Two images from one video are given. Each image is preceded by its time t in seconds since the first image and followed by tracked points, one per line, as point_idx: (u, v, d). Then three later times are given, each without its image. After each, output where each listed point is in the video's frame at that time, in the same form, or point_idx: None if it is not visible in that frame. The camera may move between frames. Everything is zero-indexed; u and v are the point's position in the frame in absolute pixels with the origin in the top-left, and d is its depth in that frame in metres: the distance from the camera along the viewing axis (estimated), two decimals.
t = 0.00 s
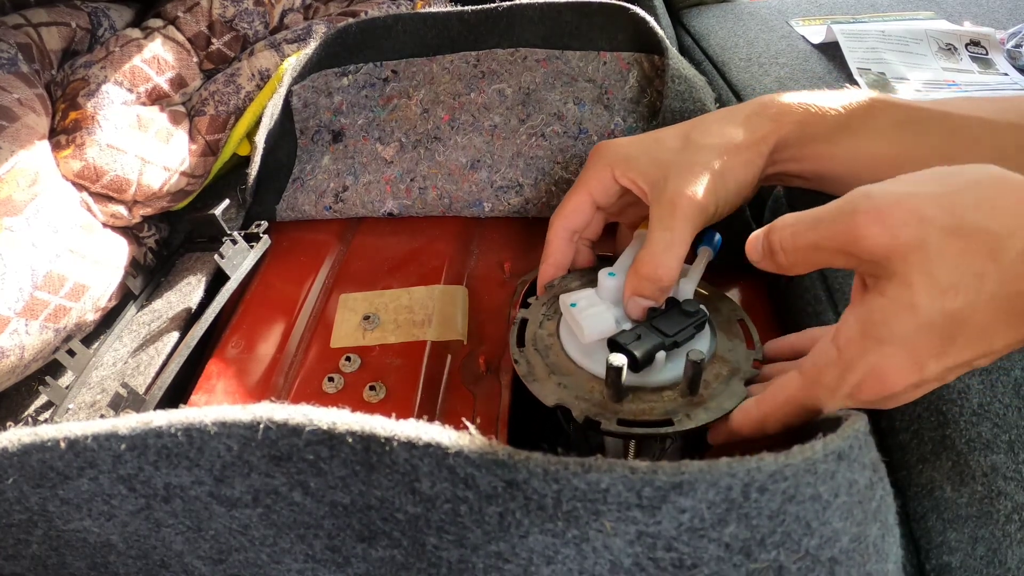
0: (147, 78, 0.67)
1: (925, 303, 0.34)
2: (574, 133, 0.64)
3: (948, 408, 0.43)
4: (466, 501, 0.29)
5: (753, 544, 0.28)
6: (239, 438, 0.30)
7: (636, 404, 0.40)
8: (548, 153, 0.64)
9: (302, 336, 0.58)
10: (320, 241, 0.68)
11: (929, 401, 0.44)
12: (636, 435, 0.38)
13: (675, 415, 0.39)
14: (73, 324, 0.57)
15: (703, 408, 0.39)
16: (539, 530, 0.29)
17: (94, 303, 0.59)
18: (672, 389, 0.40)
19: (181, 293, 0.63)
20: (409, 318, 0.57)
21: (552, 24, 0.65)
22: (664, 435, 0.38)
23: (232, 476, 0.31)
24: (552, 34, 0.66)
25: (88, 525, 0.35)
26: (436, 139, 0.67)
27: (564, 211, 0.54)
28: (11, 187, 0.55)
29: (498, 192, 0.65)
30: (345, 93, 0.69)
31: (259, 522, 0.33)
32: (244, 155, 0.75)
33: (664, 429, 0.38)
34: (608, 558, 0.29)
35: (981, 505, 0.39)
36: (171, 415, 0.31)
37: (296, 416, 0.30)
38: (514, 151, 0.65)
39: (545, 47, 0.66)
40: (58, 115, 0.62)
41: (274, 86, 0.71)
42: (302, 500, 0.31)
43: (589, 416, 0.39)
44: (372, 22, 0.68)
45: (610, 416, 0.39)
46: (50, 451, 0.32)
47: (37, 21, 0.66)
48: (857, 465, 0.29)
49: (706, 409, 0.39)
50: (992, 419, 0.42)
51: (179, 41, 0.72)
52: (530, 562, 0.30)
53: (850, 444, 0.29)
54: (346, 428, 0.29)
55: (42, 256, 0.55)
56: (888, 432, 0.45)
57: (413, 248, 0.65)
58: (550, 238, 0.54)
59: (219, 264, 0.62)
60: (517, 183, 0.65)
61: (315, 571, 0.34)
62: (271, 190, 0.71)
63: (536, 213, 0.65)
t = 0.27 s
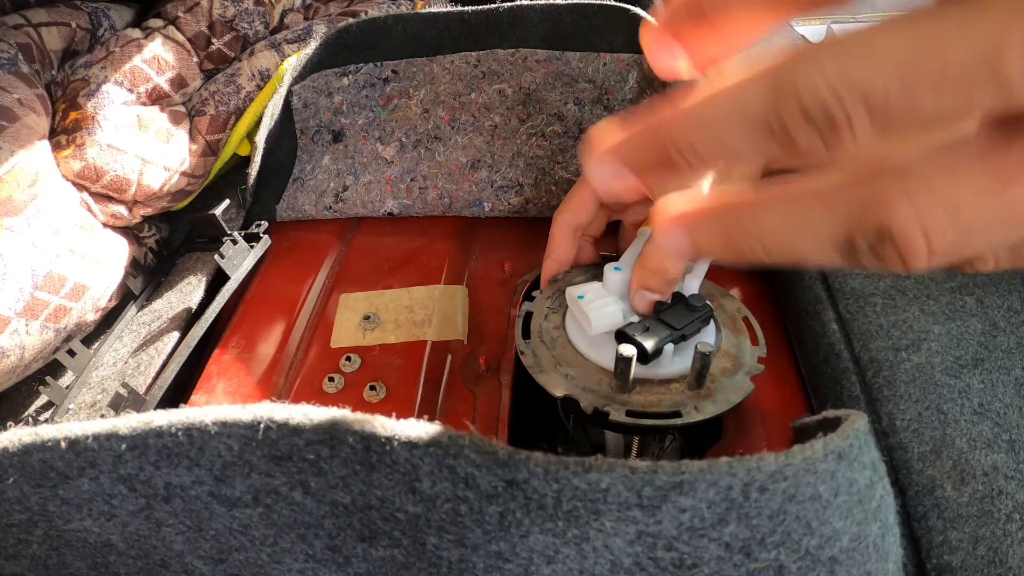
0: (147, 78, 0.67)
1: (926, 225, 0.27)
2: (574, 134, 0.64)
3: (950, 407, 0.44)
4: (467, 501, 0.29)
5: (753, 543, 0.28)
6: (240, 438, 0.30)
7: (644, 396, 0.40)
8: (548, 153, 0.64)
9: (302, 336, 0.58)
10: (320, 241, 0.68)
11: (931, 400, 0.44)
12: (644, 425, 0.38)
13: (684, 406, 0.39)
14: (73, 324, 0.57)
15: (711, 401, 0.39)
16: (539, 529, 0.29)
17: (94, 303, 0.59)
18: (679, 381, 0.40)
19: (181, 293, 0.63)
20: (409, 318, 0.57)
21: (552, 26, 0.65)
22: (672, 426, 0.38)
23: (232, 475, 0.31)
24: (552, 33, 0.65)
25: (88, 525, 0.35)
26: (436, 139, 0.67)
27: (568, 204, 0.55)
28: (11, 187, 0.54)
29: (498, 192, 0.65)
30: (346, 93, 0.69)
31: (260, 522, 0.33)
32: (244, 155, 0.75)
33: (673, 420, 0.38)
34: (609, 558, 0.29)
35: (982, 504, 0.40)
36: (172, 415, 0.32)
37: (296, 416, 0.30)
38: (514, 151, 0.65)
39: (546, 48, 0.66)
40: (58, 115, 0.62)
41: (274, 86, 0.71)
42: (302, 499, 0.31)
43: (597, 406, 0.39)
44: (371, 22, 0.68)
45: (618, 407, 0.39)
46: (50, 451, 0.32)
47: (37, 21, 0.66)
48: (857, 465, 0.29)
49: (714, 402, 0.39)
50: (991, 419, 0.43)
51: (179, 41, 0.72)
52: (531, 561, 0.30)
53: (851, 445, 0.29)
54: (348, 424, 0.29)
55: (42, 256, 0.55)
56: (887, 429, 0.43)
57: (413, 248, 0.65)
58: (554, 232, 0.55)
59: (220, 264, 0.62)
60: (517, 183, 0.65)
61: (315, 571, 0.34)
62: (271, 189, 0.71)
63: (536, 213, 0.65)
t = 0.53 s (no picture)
0: (143, 79, 0.67)
1: (839, 198, 0.18)
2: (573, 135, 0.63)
3: (953, 411, 0.41)
4: (465, 490, 0.29)
5: (744, 547, 0.27)
6: (249, 427, 0.30)
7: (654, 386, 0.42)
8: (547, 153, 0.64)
9: (300, 337, 0.58)
10: (318, 241, 0.67)
11: (936, 403, 0.41)
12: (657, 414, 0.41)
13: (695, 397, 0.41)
14: (69, 327, 0.57)
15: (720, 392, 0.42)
16: (534, 521, 0.28)
17: (89, 306, 0.58)
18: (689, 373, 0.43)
19: (177, 295, 0.63)
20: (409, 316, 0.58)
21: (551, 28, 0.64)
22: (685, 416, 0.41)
23: (239, 467, 0.31)
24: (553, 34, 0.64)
25: (90, 523, 0.35)
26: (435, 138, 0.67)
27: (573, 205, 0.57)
28: (5, 189, 0.54)
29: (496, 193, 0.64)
30: (343, 93, 0.69)
31: (264, 516, 0.32)
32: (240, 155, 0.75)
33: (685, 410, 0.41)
34: (601, 553, 0.28)
35: (986, 511, 0.39)
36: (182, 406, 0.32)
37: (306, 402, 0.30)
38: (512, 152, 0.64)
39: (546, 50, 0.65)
40: (53, 116, 0.61)
41: (270, 87, 0.71)
42: (306, 491, 0.31)
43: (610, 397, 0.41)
44: (368, 22, 0.66)
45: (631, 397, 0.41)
46: (60, 444, 0.32)
47: (32, 21, 0.66)
48: (857, 473, 0.27)
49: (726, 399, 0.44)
50: (995, 423, 0.42)
51: (175, 41, 0.72)
52: (528, 556, 0.30)
53: (850, 452, 0.27)
54: (354, 410, 0.30)
55: (36, 258, 0.54)
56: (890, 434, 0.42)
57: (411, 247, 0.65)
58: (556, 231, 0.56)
59: (215, 266, 0.62)
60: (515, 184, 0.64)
61: (316, 568, 0.33)
62: (268, 188, 0.70)
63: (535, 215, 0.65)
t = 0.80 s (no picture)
0: (146, 78, 0.67)
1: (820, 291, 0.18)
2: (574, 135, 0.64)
3: (950, 407, 0.43)
4: (465, 493, 0.29)
5: (746, 541, 0.28)
6: (246, 428, 0.30)
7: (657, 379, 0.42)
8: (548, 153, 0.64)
9: (302, 336, 0.59)
10: (320, 241, 0.68)
11: (932, 399, 0.43)
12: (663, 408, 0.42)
13: (700, 393, 0.43)
14: (73, 324, 0.57)
15: (725, 387, 0.43)
16: (535, 522, 0.28)
17: (94, 303, 0.59)
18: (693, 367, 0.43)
19: (180, 293, 0.63)
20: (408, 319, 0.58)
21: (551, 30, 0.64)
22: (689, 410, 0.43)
23: (237, 467, 0.31)
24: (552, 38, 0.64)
25: (92, 519, 0.35)
26: (436, 139, 0.67)
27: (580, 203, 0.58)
28: (10, 188, 0.54)
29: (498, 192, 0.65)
30: (346, 93, 0.69)
31: (263, 515, 0.33)
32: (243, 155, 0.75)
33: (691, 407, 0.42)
34: (604, 552, 0.29)
35: (982, 505, 0.40)
36: (181, 404, 0.32)
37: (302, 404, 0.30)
38: (513, 151, 0.65)
39: (546, 51, 0.65)
40: (57, 115, 0.62)
41: (273, 87, 0.71)
42: (305, 492, 0.31)
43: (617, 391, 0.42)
44: (370, 22, 0.67)
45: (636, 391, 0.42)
46: (60, 440, 0.33)
47: (37, 21, 0.66)
48: (855, 466, 0.28)
49: (726, 388, 0.43)
50: (991, 419, 0.42)
51: (179, 41, 0.72)
52: (528, 554, 0.30)
53: (849, 446, 0.28)
54: (349, 413, 0.29)
55: (40, 257, 0.55)
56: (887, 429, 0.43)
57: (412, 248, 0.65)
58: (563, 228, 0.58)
59: (219, 264, 0.63)
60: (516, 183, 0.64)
61: (317, 566, 0.34)
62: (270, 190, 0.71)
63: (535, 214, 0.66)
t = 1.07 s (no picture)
0: (146, 78, 0.67)
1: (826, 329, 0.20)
2: (574, 134, 0.63)
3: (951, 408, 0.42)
4: (466, 493, 0.29)
5: (748, 542, 0.28)
6: (247, 428, 0.30)
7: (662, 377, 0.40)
8: (548, 153, 0.64)
9: (302, 336, 0.59)
10: (320, 241, 0.68)
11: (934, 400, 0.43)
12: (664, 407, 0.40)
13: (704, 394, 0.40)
14: (73, 324, 0.57)
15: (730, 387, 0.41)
16: (536, 522, 0.29)
17: (94, 303, 0.59)
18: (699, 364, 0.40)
19: (180, 293, 0.63)
20: (408, 319, 0.58)
21: (553, 29, 0.65)
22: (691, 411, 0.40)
23: (238, 467, 0.31)
24: (553, 41, 0.65)
25: (93, 519, 0.35)
26: (436, 138, 0.66)
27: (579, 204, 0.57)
28: (11, 187, 0.54)
29: (498, 192, 0.65)
30: (345, 93, 0.69)
31: (264, 515, 0.33)
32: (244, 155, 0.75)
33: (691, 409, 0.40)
34: (604, 552, 0.29)
35: (983, 505, 0.40)
36: (182, 405, 0.32)
37: (302, 406, 0.30)
38: (513, 151, 0.64)
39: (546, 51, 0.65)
40: (58, 115, 0.62)
41: (274, 87, 0.71)
42: (306, 492, 0.31)
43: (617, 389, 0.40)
44: (371, 23, 0.68)
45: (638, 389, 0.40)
46: (60, 440, 0.32)
47: (37, 21, 0.66)
48: (856, 466, 0.28)
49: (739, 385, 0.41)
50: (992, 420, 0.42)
51: (179, 41, 0.72)
52: (529, 554, 0.30)
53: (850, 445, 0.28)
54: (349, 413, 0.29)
55: (41, 256, 0.55)
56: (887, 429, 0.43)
57: (413, 248, 0.65)
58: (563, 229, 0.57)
59: (219, 264, 0.62)
60: (516, 182, 0.65)
61: (318, 565, 0.34)
62: (271, 191, 0.71)
63: (535, 214, 0.66)
